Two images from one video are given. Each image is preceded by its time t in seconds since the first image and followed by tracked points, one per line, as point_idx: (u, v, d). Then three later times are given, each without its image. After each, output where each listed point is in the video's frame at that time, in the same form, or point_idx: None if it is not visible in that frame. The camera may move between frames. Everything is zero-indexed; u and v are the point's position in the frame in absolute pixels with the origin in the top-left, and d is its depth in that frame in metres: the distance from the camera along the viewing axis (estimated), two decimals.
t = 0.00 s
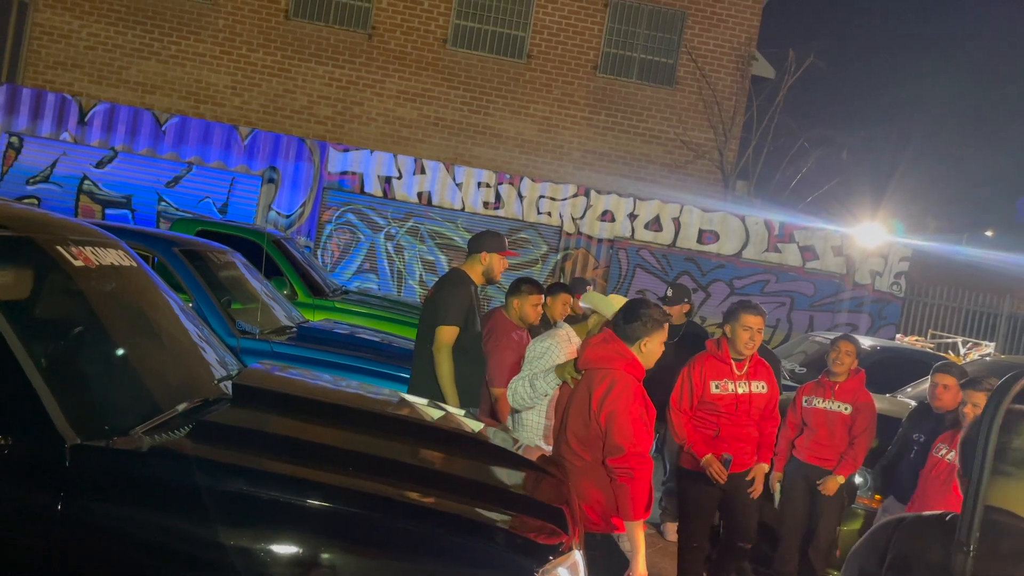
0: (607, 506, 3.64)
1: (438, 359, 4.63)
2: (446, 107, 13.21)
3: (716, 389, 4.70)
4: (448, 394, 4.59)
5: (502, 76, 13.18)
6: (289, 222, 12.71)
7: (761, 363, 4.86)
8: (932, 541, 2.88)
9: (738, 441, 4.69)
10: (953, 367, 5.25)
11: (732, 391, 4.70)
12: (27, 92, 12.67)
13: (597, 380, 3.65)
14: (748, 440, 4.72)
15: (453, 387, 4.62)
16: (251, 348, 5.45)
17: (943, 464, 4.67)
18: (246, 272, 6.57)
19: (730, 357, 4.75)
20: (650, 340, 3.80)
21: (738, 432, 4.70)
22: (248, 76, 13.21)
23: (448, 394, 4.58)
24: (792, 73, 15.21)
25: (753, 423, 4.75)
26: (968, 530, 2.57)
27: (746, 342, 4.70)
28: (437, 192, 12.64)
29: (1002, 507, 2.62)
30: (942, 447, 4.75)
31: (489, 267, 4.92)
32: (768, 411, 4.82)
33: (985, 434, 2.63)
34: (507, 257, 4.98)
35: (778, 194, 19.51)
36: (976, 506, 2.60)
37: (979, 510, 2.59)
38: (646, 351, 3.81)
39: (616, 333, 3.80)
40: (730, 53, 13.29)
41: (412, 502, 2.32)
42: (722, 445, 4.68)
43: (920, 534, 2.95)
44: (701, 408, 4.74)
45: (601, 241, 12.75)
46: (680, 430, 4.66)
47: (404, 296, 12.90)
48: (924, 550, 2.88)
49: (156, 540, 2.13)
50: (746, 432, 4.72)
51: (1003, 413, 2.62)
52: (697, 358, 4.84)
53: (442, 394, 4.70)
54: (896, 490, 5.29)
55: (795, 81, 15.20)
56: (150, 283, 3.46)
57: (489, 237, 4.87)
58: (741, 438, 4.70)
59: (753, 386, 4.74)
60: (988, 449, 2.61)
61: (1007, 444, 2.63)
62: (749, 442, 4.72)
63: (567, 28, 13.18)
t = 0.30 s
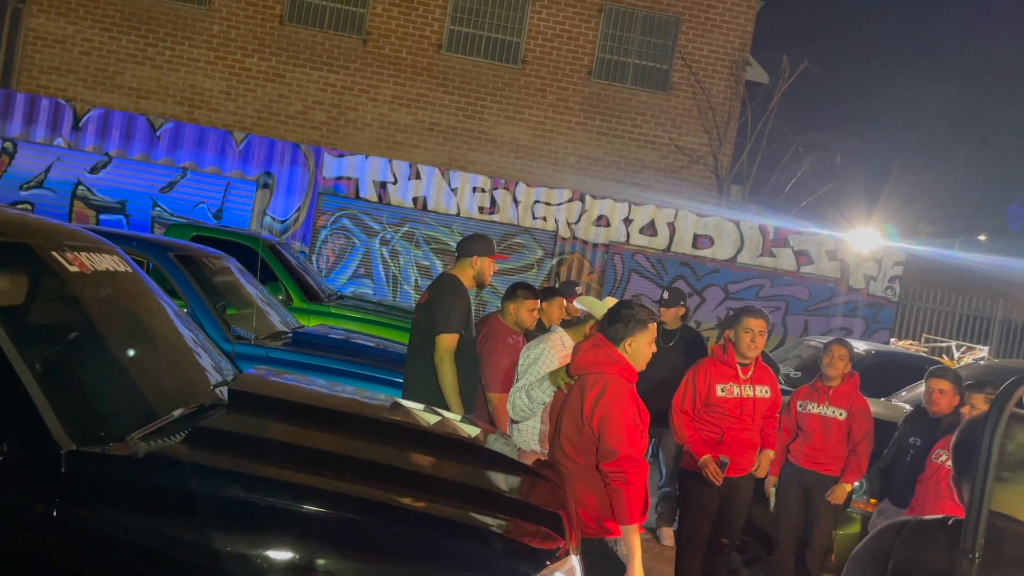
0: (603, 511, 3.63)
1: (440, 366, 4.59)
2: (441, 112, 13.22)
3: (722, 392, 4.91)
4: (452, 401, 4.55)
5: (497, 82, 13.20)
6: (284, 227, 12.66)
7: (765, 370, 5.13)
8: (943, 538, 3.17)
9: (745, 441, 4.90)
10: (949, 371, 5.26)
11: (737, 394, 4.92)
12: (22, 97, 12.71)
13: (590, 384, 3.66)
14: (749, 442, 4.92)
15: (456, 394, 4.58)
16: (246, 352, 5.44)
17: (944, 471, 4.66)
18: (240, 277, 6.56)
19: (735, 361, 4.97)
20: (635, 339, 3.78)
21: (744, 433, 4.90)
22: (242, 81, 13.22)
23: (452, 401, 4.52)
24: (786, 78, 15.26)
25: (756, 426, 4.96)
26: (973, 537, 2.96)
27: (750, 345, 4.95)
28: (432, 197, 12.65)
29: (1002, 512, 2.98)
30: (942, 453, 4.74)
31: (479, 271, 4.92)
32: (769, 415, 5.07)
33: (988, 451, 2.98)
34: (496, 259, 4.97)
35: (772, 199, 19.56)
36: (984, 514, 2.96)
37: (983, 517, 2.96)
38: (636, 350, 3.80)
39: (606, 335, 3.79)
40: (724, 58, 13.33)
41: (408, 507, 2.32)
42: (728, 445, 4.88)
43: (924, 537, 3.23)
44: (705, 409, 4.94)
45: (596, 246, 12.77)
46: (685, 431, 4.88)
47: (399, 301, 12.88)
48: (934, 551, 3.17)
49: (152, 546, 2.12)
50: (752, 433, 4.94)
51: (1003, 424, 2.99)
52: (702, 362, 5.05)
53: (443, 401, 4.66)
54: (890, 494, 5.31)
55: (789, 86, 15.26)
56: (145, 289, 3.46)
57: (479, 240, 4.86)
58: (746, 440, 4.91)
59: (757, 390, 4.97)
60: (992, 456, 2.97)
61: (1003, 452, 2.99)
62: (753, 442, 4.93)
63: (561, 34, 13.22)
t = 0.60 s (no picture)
0: (595, 513, 3.63)
1: (433, 370, 4.59)
2: (433, 117, 13.23)
3: (718, 392, 5.00)
4: (445, 405, 4.55)
5: (488, 87, 13.22)
6: (275, 232, 12.68)
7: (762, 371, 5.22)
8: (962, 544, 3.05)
9: (740, 441, 5.00)
10: (938, 375, 5.32)
11: (732, 394, 5.01)
12: (11, 103, 12.66)
13: (577, 387, 3.66)
14: (744, 443, 5.02)
15: (449, 399, 4.58)
16: (238, 357, 5.43)
17: (935, 474, 4.68)
18: (232, 282, 6.55)
19: (732, 362, 5.06)
20: (620, 342, 3.81)
21: (738, 433, 5.01)
22: (233, 86, 13.20)
23: (445, 406, 4.54)
24: (776, 84, 15.34)
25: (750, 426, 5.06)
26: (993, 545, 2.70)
27: (747, 346, 5.03)
28: (424, 202, 12.65)
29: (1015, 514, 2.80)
30: (932, 456, 4.76)
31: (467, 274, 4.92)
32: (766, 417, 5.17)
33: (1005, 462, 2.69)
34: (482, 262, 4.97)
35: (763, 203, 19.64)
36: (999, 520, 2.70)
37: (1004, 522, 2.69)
38: (622, 353, 3.82)
39: (592, 340, 3.82)
40: (714, 64, 13.37)
41: (401, 512, 2.31)
42: (724, 444, 4.98)
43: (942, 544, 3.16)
44: (701, 408, 5.04)
45: (588, 251, 12.78)
46: (683, 430, 5.00)
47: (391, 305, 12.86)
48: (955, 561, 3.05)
49: (142, 552, 2.11)
50: (747, 434, 5.03)
51: None
52: (701, 361, 5.14)
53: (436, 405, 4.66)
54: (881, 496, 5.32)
55: (779, 92, 15.34)
56: (134, 293, 3.44)
57: (467, 243, 4.86)
58: (740, 439, 5.01)
59: (752, 392, 5.05)
60: (1014, 466, 2.66)
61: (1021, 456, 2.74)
62: (748, 443, 5.03)
63: (553, 39, 13.25)
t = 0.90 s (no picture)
0: (582, 518, 3.64)
1: (422, 375, 4.57)
2: (421, 122, 13.22)
3: (707, 392, 5.06)
4: (434, 409, 4.53)
5: (476, 92, 13.23)
6: (263, 236, 12.63)
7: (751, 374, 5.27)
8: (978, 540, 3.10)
9: (729, 442, 5.03)
10: (925, 377, 5.40)
11: (721, 394, 5.07)
12: None
13: (566, 392, 3.67)
14: (734, 443, 5.05)
15: (438, 403, 4.56)
16: (224, 362, 5.40)
17: (916, 477, 4.69)
18: (219, 287, 6.52)
19: (721, 364, 5.12)
20: (611, 347, 3.83)
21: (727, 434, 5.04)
22: (220, 90, 13.15)
23: (434, 410, 4.50)
24: (763, 89, 15.43)
25: (740, 428, 5.09)
26: None
27: (735, 348, 5.07)
28: (412, 207, 12.64)
29: None
30: (914, 459, 4.77)
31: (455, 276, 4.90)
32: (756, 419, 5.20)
33: None
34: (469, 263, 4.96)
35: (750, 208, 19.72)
36: None
37: None
38: (610, 358, 3.83)
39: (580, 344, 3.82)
40: (701, 69, 13.44)
41: (390, 516, 2.31)
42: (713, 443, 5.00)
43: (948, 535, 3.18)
44: (692, 408, 5.09)
45: (576, 255, 12.80)
46: (675, 429, 5.06)
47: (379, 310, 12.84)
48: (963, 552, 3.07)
49: (128, 557, 2.09)
50: (736, 435, 5.06)
51: None
52: (690, 363, 5.22)
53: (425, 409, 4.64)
54: (870, 500, 5.35)
55: (766, 97, 15.43)
56: (120, 297, 3.43)
57: (454, 247, 4.87)
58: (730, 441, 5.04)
59: (741, 393, 5.11)
60: None
61: None
62: (737, 444, 5.06)
63: (541, 44, 13.29)
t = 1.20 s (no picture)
0: (570, 520, 3.64)
1: (408, 380, 4.56)
2: (407, 126, 13.21)
3: (695, 395, 5.09)
4: (418, 414, 4.51)
5: (463, 96, 13.24)
6: (248, 240, 12.57)
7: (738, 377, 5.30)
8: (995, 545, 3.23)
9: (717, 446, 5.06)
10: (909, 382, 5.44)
11: (708, 398, 5.10)
12: None
13: (555, 394, 3.67)
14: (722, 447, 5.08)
15: (423, 408, 4.54)
16: (210, 367, 5.37)
17: (898, 480, 4.72)
18: (204, 291, 6.49)
19: (709, 367, 5.15)
20: (601, 349, 3.86)
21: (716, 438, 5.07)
22: (206, 94, 13.10)
23: (418, 414, 4.49)
24: (748, 94, 15.52)
25: (727, 431, 5.12)
26: None
27: (722, 351, 5.10)
28: (399, 211, 12.63)
29: None
30: (898, 463, 4.80)
31: (445, 281, 4.90)
32: (743, 422, 5.23)
33: None
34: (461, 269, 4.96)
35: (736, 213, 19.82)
36: None
37: None
38: (600, 361, 3.86)
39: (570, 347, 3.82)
40: (687, 75, 13.51)
41: (377, 520, 2.30)
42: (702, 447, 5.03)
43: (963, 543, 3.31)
44: (681, 411, 5.12)
45: (563, 259, 12.82)
46: (664, 429, 5.08)
47: (366, 314, 12.79)
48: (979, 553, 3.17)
49: (112, 562, 2.08)
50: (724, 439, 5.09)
51: None
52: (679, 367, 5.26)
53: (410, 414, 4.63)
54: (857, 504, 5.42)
55: (751, 102, 15.52)
56: (105, 302, 3.41)
57: (442, 251, 4.86)
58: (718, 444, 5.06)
59: (728, 397, 5.14)
60: None
61: None
62: (726, 448, 5.08)
63: (527, 49, 13.32)
